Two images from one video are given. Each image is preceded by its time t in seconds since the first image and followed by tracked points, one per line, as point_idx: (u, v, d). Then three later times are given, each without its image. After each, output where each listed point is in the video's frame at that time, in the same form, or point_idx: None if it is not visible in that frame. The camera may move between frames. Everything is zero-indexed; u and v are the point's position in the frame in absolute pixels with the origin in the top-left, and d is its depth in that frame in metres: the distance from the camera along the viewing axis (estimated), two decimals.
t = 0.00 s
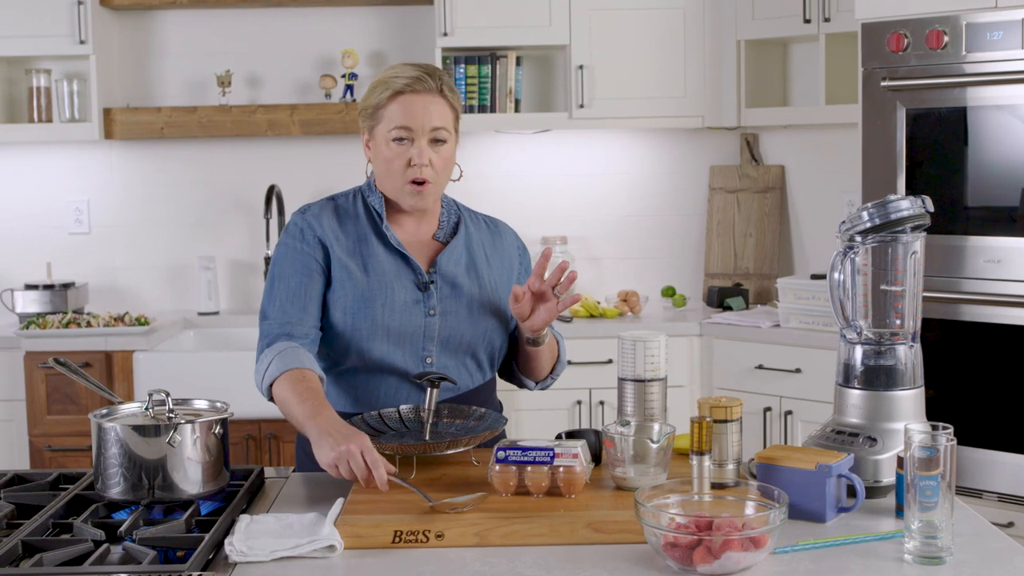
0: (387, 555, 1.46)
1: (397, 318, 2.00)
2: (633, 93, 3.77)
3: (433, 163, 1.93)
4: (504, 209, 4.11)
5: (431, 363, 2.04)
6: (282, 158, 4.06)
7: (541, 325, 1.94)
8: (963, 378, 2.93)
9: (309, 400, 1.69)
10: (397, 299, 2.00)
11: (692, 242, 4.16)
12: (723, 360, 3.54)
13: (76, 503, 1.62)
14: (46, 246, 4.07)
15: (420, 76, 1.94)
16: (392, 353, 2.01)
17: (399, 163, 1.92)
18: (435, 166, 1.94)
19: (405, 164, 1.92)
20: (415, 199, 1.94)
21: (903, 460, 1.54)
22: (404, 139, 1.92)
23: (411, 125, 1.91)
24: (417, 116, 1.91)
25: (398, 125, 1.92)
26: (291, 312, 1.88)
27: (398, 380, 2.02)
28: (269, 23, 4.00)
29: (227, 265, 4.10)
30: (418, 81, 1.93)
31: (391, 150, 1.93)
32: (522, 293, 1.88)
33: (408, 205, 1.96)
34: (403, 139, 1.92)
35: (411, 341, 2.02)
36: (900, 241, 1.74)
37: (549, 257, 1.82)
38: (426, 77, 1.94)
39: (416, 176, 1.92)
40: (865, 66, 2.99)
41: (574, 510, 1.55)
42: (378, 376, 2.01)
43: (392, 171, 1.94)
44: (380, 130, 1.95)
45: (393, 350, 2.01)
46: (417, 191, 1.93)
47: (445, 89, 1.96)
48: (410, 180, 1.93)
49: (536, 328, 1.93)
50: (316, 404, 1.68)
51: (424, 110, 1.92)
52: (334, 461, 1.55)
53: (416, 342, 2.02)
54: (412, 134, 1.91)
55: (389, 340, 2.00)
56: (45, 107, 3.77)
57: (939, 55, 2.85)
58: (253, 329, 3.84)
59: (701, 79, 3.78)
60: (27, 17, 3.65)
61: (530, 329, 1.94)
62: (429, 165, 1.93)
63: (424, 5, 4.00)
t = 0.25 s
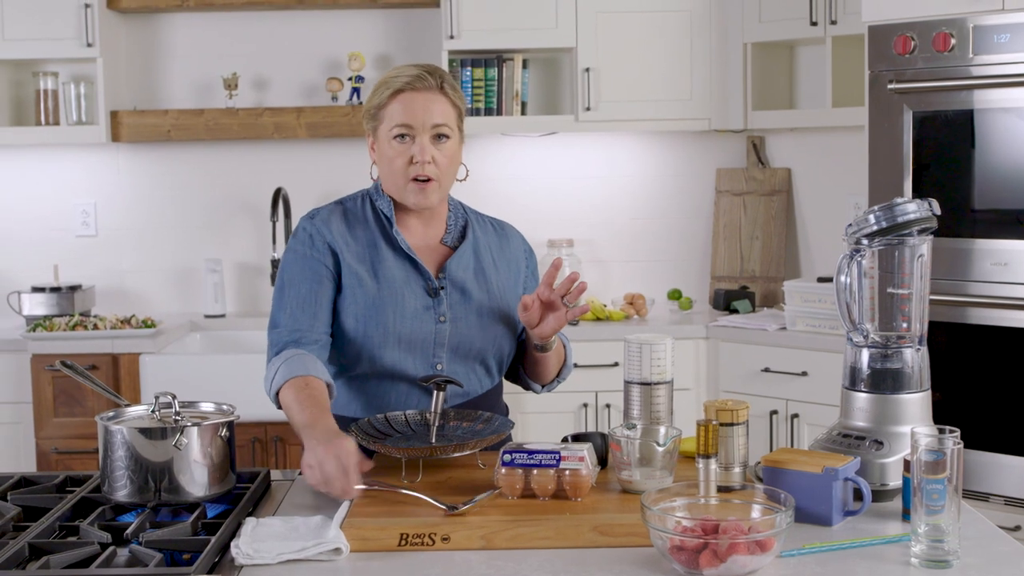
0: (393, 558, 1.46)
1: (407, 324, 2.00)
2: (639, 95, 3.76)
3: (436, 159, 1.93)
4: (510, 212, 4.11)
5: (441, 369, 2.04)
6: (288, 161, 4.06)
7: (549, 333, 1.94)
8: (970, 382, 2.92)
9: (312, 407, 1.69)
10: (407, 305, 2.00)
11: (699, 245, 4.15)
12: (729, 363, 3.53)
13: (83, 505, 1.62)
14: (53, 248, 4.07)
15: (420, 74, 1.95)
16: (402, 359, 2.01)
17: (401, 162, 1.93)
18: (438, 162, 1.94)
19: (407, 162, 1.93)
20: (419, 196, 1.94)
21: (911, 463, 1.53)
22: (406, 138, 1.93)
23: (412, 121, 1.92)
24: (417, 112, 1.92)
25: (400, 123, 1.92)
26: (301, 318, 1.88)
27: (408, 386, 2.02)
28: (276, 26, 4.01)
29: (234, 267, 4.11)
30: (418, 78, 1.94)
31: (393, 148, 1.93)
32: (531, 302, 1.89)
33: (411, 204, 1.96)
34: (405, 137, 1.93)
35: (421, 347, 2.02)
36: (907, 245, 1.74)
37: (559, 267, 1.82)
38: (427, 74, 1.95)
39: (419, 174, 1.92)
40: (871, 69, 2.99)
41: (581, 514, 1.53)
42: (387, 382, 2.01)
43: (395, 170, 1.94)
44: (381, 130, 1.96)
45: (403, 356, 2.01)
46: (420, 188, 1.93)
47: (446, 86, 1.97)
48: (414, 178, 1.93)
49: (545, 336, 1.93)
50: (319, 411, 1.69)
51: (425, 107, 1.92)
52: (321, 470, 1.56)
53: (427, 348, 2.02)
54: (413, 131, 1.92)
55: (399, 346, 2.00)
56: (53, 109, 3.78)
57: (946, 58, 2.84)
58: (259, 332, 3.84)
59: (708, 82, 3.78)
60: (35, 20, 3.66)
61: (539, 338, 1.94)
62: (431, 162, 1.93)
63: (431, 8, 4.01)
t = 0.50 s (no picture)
0: (395, 556, 1.47)
1: (416, 322, 2.00)
2: (641, 94, 3.76)
3: (434, 145, 1.94)
4: (512, 209, 4.11)
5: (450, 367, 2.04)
6: (290, 160, 4.07)
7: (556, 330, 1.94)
8: (972, 380, 2.92)
9: (311, 414, 1.66)
10: (416, 303, 2.00)
11: (701, 243, 4.15)
12: (731, 360, 3.53)
13: (85, 504, 1.62)
14: (55, 247, 4.08)
15: (413, 65, 1.97)
16: (412, 357, 2.01)
17: (400, 150, 1.94)
18: (436, 149, 1.94)
19: (405, 149, 1.93)
20: (419, 183, 1.94)
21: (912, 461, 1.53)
22: (403, 125, 1.94)
23: (408, 109, 1.93)
24: (413, 100, 1.93)
25: (396, 111, 1.94)
26: (313, 316, 1.86)
27: (417, 384, 2.02)
28: (278, 24, 4.01)
29: (236, 266, 4.11)
30: (411, 69, 1.96)
31: (390, 137, 1.94)
32: (538, 299, 1.89)
33: (412, 192, 1.95)
34: (401, 125, 1.94)
35: (430, 345, 2.02)
36: (908, 243, 1.73)
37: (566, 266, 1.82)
38: (420, 65, 1.97)
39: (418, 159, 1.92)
40: (873, 67, 2.98)
41: (582, 511, 1.53)
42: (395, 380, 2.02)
43: (393, 159, 1.95)
44: (378, 122, 1.97)
45: (412, 354, 2.01)
46: (421, 175, 1.94)
47: (440, 75, 1.98)
48: (413, 166, 1.93)
49: (553, 333, 1.93)
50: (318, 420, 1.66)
51: (421, 94, 1.94)
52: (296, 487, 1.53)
53: (435, 345, 2.02)
54: (409, 118, 1.93)
55: (409, 344, 2.00)
56: (55, 108, 3.78)
57: (948, 56, 2.84)
58: (261, 330, 3.84)
59: (710, 79, 3.78)
60: (37, 19, 3.66)
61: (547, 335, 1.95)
62: (430, 148, 1.93)
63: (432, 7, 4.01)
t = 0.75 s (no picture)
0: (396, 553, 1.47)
1: (416, 318, 2.00)
2: (642, 90, 3.76)
3: (430, 144, 1.93)
4: (513, 206, 4.11)
5: (450, 362, 2.04)
6: (291, 156, 4.06)
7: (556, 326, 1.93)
8: (973, 376, 2.92)
9: (305, 407, 1.66)
10: (416, 298, 2.00)
11: (702, 240, 4.15)
12: (732, 357, 3.53)
13: (86, 500, 1.62)
14: (56, 244, 4.08)
15: (410, 64, 1.97)
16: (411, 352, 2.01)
17: (396, 148, 1.93)
18: (432, 148, 1.93)
19: (401, 148, 1.92)
20: (414, 181, 1.93)
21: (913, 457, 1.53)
22: (399, 124, 1.93)
23: (404, 107, 1.93)
24: (409, 99, 1.93)
25: (392, 110, 1.93)
26: (314, 312, 1.86)
27: (417, 379, 2.03)
28: (279, 21, 4.01)
29: (237, 263, 4.11)
30: (408, 68, 1.95)
31: (387, 136, 1.94)
32: (537, 294, 1.88)
33: (409, 190, 1.95)
34: (398, 124, 1.93)
35: (429, 340, 2.02)
36: (910, 239, 1.74)
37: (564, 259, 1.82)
38: (418, 65, 1.97)
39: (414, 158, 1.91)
40: (875, 63, 2.98)
41: (584, 508, 1.52)
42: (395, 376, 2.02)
43: (390, 157, 1.94)
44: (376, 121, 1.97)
45: (412, 349, 2.01)
46: (415, 174, 1.93)
47: (438, 74, 1.98)
48: (408, 164, 1.92)
49: (553, 328, 1.92)
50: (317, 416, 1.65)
51: (418, 93, 1.93)
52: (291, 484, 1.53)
53: (435, 341, 2.03)
54: (405, 117, 1.93)
55: (409, 339, 2.00)
56: (55, 105, 3.78)
57: (949, 52, 2.84)
58: (262, 327, 3.84)
59: (711, 76, 3.78)
60: (37, 16, 3.66)
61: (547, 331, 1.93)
62: (425, 147, 1.92)
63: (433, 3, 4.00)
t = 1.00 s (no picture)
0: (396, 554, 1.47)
1: (406, 313, 2.01)
2: (643, 90, 3.76)
3: (418, 156, 1.94)
4: (513, 206, 4.11)
5: (440, 359, 2.03)
6: (291, 157, 4.06)
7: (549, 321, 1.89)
8: (974, 377, 2.92)
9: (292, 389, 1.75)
10: (407, 295, 2.02)
11: (702, 240, 4.15)
12: (733, 357, 3.53)
13: (86, 501, 1.62)
14: (56, 244, 4.08)
15: (398, 73, 1.96)
16: (400, 349, 2.01)
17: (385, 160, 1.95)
18: (421, 160, 1.95)
19: (390, 160, 1.95)
20: (406, 191, 1.95)
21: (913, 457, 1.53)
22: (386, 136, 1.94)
23: (393, 120, 1.93)
24: (397, 111, 1.93)
25: (380, 122, 1.94)
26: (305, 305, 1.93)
27: (406, 376, 2.02)
28: (279, 22, 4.01)
29: (238, 263, 4.11)
30: (395, 78, 1.95)
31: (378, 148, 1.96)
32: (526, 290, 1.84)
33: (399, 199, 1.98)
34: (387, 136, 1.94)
35: (419, 337, 2.02)
36: (910, 239, 1.73)
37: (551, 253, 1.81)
38: (407, 73, 1.96)
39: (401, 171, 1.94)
40: (875, 63, 2.98)
41: (584, 508, 1.52)
42: (384, 372, 2.02)
43: (383, 166, 1.97)
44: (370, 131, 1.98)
45: (402, 345, 2.02)
46: (406, 185, 1.95)
47: (428, 82, 1.96)
48: (397, 175, 1.95)
49: (547, 324, 1.88)
50: (314, 389, 1.75)
51: (406, 105, 1.93)
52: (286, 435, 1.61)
53: (424, 337, 2.03)
54: (394, 129, 1.93)
55: (398, 335, 2.01)
56: (56, 106, 3.78)
57: (950, 52, 2.84)
58: (263, 328, 3.84)
59: (711, 75, 3.77)
60: (38, 17, 3.66)
61: (542, 328, 1.90)
62: (411, 160, 1.94)
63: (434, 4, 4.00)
